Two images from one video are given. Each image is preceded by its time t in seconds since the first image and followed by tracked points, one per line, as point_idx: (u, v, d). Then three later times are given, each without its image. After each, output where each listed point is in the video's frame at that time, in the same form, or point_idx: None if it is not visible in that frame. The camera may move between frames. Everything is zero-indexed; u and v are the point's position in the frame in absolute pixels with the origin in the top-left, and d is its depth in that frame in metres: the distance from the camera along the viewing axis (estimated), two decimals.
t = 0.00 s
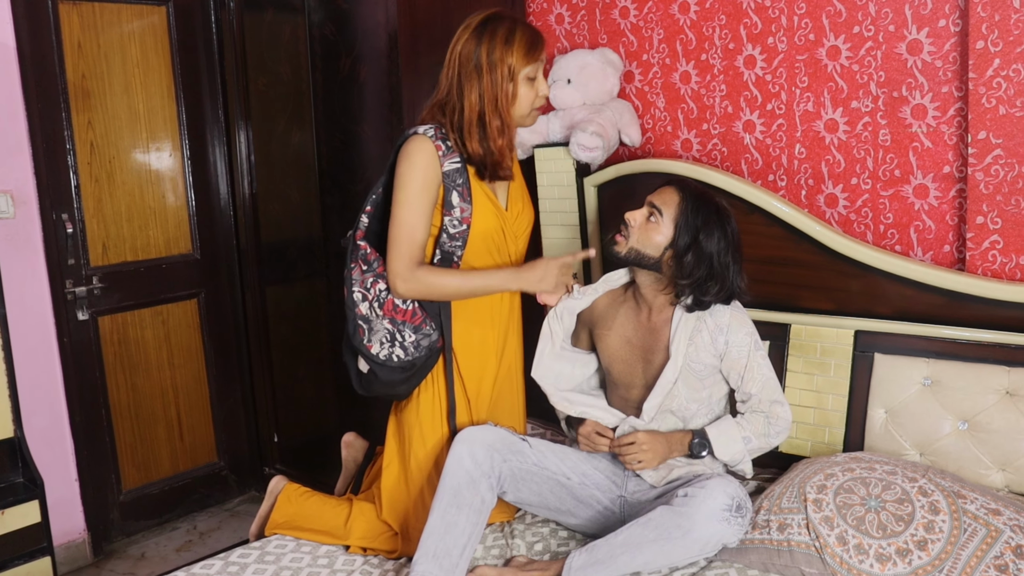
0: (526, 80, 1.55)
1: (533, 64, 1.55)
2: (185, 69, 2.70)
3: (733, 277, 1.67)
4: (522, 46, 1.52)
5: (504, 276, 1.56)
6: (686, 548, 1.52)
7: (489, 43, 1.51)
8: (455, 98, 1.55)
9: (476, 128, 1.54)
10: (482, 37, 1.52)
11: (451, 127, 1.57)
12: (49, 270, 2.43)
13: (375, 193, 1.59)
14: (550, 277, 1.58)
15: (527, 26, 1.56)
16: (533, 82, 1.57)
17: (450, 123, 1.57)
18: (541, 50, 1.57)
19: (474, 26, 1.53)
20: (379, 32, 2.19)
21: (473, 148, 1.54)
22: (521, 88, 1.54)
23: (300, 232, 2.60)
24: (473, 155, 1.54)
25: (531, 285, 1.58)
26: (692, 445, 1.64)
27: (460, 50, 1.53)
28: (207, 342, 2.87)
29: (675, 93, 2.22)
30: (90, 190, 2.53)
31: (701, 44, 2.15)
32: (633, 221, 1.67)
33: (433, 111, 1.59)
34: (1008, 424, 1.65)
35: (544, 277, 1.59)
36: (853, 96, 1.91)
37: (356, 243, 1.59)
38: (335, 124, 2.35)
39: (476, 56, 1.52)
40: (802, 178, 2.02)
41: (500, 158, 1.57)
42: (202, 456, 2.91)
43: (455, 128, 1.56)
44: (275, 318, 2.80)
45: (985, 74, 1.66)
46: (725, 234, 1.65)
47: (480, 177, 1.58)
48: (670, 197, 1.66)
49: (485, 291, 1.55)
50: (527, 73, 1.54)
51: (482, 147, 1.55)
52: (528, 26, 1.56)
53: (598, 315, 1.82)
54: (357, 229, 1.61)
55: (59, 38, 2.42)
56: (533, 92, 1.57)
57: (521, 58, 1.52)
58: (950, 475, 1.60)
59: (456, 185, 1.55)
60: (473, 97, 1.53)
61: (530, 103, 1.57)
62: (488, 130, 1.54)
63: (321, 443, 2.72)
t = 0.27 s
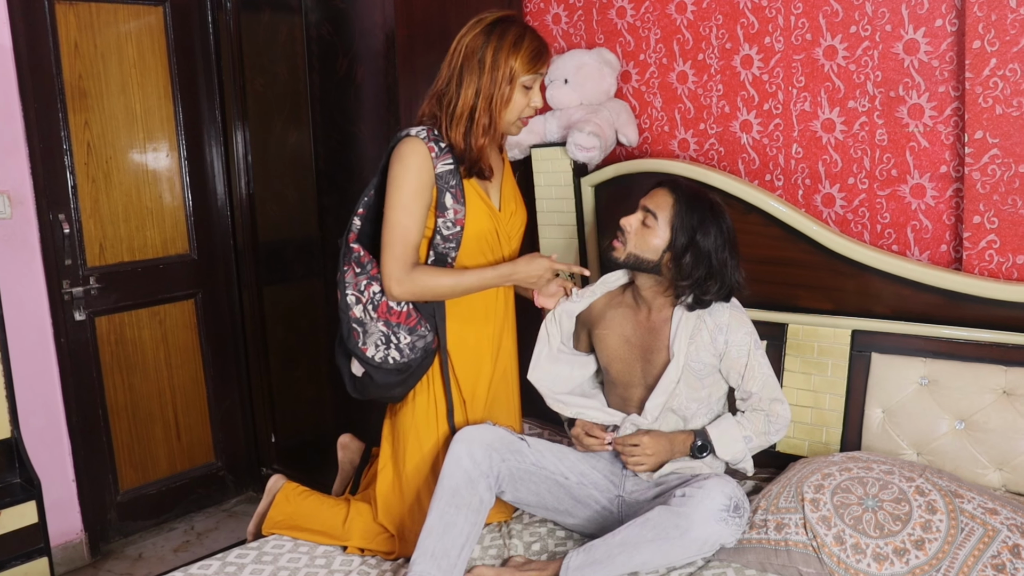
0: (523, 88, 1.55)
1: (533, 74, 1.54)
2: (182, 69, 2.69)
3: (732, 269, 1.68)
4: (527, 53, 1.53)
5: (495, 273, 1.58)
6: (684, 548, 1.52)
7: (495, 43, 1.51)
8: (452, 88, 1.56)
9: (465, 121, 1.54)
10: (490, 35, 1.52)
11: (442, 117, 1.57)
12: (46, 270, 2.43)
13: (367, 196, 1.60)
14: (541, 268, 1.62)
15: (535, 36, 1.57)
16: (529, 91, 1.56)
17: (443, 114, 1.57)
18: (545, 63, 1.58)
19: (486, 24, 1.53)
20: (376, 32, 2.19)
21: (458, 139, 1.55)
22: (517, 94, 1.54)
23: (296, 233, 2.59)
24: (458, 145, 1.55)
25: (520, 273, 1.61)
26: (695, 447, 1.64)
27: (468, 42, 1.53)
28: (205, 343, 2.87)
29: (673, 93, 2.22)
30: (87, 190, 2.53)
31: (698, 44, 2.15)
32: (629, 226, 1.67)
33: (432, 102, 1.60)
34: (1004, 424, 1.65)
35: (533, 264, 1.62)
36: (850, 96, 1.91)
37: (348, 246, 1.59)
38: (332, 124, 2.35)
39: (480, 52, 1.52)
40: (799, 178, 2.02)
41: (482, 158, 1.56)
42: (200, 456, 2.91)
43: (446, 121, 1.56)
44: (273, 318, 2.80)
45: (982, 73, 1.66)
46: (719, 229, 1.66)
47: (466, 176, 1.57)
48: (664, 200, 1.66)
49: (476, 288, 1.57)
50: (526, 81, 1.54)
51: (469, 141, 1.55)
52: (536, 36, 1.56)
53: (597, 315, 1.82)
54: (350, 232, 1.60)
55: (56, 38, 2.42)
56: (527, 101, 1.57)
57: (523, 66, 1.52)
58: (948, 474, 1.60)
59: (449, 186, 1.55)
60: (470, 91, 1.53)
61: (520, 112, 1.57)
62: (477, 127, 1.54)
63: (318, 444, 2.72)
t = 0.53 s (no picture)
0: (516, 87, 1.56)
1: (527, 73, 1.55)
2: (180, 69, 2.69)
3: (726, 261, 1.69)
4: (521, 52, 1.53)
5: (486, 281, 1.59)
6: (678, 541, 1.52)
7: (489, 41, 1.51)
8: (446, 86, 1.56)
9: (462, 120, 1.55)
10: (484, 32, 1.52)
11: (437, 116, 1.58)
12: (43, 270, 2.42)
13: (360, 198, 1.59)
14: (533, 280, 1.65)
15: (530, 34, 1.57)
16: (522, 90, 1.57)
17: (438, 113, 1.58)
18: (539, 61, 1.58)
19: (480, 22, 1.54)
20: (374, 32, 2.18)
21: (455, 138, 1.56)
22: (511, 93, 1.55)
23: (294, 233, 2.59)
24: (456, 143, 1.56)
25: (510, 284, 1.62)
26: (697, 442, 1.64)
27: (462, 40, 1.53)
28: (203, 342, 2.87)
29: (671, 93, 2.22)
30: (85, 190, 2.53)
31: (696, 43, 2.15)
32: (623, 251, 1.65)
33: (426, 99, 1.61)
34: (1002, 424, 1.65)
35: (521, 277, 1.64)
36: (848, 96, 1.91)
37: (342, 249, 1.60)
38: (329, 124, 2.34)
39: (474, 50, 1.52)
40: (797, 178, 2.02)
41: (479, 155, 1.58)
42: (198, 456, 2.91)
43: (442, 119, 1.57)
44: (270, 318, 2.80)
45: (980, 74, 1.66)
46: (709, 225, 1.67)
47: (461, 173, 1.59)
48: (646, 217, 1.64)
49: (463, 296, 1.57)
50: (519, 81, 1.55)
51: (462, 139, 1.56)
52: (531, 34, 1.57)
53: (597, 314, 1.80)
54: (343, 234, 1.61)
55: (54, 38, 2.42)
56: (520, 100, 1.58)
57: (517, 65, 1.53)
58: (945, 475, 1.60)
59: (442, 188, 1.55)
60: (465, 88, 1.53)
61: (514, 112, 1.58)
62: (473, 125, 1.55)
63: (316, 444, 2.72)
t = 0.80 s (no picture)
0: (512, 88, 1.56)
1: (524, 74, 1.55)
2: (180, 68, 2.69)
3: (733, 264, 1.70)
4: (518, 53, 1.54)
5: (478, 288, 1.59)
6: (662, 519, 1.53)
7: (486, 41, 1.52)
8: (443, 86, 1.56)
9: (457, 119, 1.55)
10: (481, 32, 1.53)
11: (434, 115, 1.58)
12: (43, 269, 2.42)
13: (358, 198, 1.58)
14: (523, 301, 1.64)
15: (527, 35, 1.58)
16: (518, 91, 1.57)
17: (434, 112, 1.58)
18: (536, 63, 1.59)
19: (480, 21, 1.54)
20: (374, 32, 2.18)
21: (451, 138, 1.56)
22: (508, 94, 1.55)
23: (294, 232, 2.59)
24: (452, 143, 1.56)
25: (504, 302, 1.63)
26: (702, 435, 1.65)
27: (460, 39, 1.54)
28: (202, 342, 2.87)
29: (671, 93, 2.21)
30: (85, 189, 2.53)
31: (697, 44, 2.15)
32: (639, 277, 1.63)
33: (424, 100, 1.61)
34: (1002, 424, 1.65)
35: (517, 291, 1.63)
36: (848, 96, 1.91)
37: (340, 249, 1.59)
38: (330, 124, 2.34)
39: (471, 49, 1.52)
40: (797, 178, 2.02)
41: (475, 155, 1.58)
42: (197, 455, 2.91)
43: (438, 118, 1.57)
44: (270, 318, 2.80)
45: (980, 74, 1.66)
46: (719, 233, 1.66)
47: (457, 173, 1.58)
48: (665, 241, 1.60)
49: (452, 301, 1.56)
50: (516, 81, 1.55)
51: (458, 139, 1.56)
52: (529, 35, 1.57)
53: (595, 318, 1.81)
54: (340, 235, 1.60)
55: (54, 37, 2.42)
56: (516, 101, 1.58)
57: (514, 65, 1.53)
58: (945, 475, 1.60)
59: (439, 188, 1.55)
60: (461, 88, 1.54)
61: (511, 112, 1.57)
62: (469, 125, 1.55)
63: (316, 443, 2.72)
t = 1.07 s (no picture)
0: (510, 87, 1.55)
1: (521, 73, 1.55)
2: (180, 68, 2.69)
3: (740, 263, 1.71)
4: (516, 52, 1.53)
5: (477, 291, 1.60)
6: (653, 515, 1.54)
7: (483, 41, 1.52)
8: (440, 85, 1.56)
9: (454, 118, 1.55)
10: (479, 32, 1.53)
11: (431, 115, 1.58)
12: (43, 269, 2.42)
13: (357, 199, 1.59)
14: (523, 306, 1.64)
15: (525, 34, 1.58)
16: (516, 90, 1.57)
17: (431, 113, 1.58)
18: (534, 62, 1.58)
19: (477, 20, 1.54)
20: (374, 32, 2.18)
21: (448, 138, 1.56)
22: (505, 93, 1.55)
23: (294, 232, 2.59)
24: (449, 143, 1.56)
25: (501, 308, 1.64)
26: (708, 445, 1.65)
27: (457, 38, 1.53)
28: (202, 342, 2.87)
29: (671, 93, 2.21)
30: (84, 189, 2.53)
31: (697, 44, 2.15)
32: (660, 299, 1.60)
33: (421, 99, 1.61)
34: (1002, 424, 1.65)
35: (515, 296, 1.64)
36: (848, 96, 1.91)
37: (338, 250, 1.60)
38: (329, 123, 2.34)
39: (469, 48, 1.52)
40: (797, 178, 2.02)
41: (472, 155, 1.58)
42: (197, 455, 2.91)
43: (435, 118, 1.57)
44: (270, 318, 2.80)
45: (980, 74, 1.66)
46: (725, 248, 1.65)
47: (455, 173, 1.58)
48: (681, 268, 1.56)
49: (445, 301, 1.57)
50: (513, 80, 1.55)
51: (455, 140, 1.56)
52: (526, 34, 1.57)
53: (599, 314, 1.81)
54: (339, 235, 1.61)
55: (54, 37, 2.42)
56: (513, 100, 1.57)
57: (511, 64, 1.53)
58: (945, 475, 1.60)
59: (437, 188, 1.55)
60: (458, 88, 1.54)
61: (508, 112, 1.57)
62: (466, 124, 1.55)
63: (316, 443, 2.72)
